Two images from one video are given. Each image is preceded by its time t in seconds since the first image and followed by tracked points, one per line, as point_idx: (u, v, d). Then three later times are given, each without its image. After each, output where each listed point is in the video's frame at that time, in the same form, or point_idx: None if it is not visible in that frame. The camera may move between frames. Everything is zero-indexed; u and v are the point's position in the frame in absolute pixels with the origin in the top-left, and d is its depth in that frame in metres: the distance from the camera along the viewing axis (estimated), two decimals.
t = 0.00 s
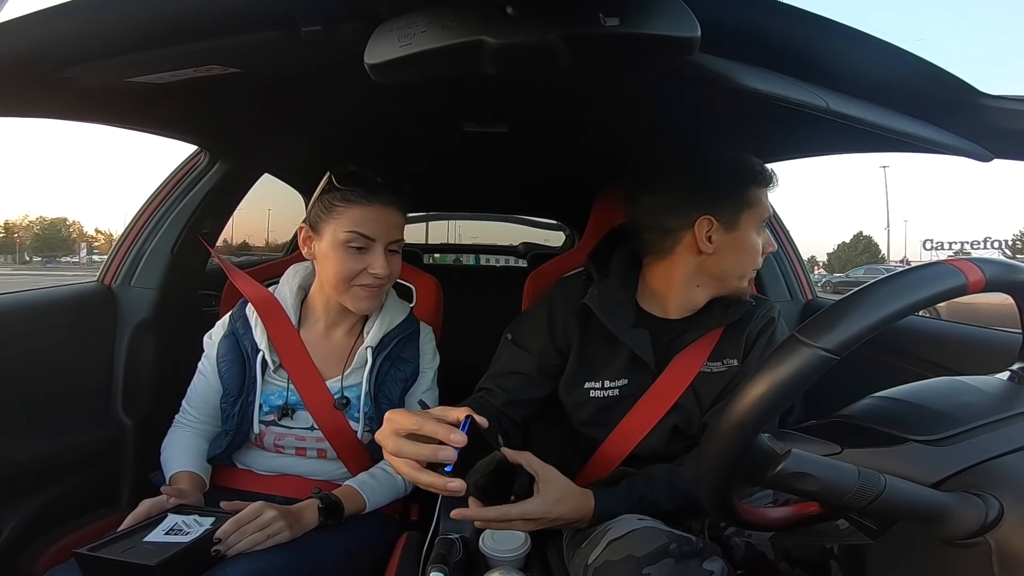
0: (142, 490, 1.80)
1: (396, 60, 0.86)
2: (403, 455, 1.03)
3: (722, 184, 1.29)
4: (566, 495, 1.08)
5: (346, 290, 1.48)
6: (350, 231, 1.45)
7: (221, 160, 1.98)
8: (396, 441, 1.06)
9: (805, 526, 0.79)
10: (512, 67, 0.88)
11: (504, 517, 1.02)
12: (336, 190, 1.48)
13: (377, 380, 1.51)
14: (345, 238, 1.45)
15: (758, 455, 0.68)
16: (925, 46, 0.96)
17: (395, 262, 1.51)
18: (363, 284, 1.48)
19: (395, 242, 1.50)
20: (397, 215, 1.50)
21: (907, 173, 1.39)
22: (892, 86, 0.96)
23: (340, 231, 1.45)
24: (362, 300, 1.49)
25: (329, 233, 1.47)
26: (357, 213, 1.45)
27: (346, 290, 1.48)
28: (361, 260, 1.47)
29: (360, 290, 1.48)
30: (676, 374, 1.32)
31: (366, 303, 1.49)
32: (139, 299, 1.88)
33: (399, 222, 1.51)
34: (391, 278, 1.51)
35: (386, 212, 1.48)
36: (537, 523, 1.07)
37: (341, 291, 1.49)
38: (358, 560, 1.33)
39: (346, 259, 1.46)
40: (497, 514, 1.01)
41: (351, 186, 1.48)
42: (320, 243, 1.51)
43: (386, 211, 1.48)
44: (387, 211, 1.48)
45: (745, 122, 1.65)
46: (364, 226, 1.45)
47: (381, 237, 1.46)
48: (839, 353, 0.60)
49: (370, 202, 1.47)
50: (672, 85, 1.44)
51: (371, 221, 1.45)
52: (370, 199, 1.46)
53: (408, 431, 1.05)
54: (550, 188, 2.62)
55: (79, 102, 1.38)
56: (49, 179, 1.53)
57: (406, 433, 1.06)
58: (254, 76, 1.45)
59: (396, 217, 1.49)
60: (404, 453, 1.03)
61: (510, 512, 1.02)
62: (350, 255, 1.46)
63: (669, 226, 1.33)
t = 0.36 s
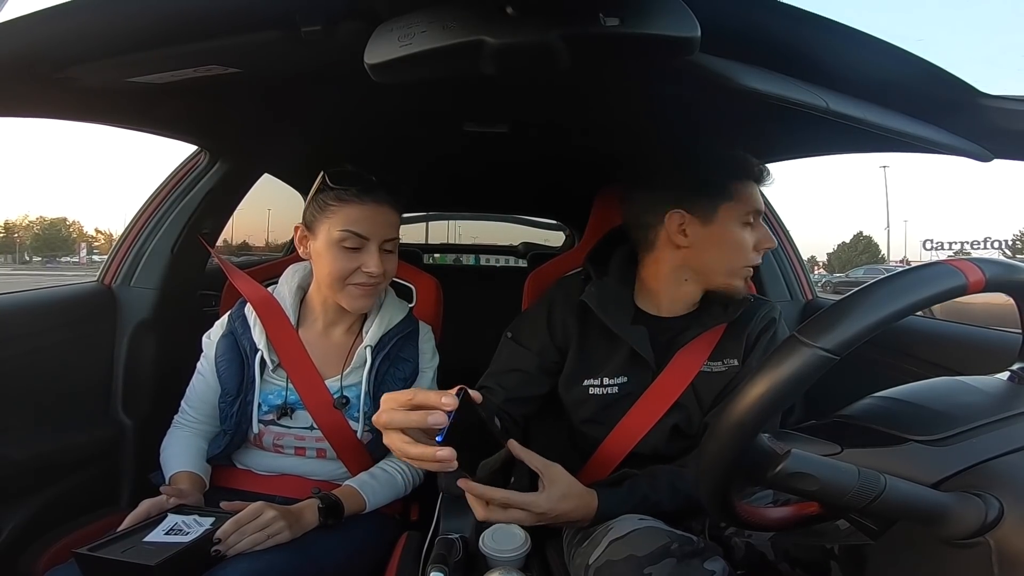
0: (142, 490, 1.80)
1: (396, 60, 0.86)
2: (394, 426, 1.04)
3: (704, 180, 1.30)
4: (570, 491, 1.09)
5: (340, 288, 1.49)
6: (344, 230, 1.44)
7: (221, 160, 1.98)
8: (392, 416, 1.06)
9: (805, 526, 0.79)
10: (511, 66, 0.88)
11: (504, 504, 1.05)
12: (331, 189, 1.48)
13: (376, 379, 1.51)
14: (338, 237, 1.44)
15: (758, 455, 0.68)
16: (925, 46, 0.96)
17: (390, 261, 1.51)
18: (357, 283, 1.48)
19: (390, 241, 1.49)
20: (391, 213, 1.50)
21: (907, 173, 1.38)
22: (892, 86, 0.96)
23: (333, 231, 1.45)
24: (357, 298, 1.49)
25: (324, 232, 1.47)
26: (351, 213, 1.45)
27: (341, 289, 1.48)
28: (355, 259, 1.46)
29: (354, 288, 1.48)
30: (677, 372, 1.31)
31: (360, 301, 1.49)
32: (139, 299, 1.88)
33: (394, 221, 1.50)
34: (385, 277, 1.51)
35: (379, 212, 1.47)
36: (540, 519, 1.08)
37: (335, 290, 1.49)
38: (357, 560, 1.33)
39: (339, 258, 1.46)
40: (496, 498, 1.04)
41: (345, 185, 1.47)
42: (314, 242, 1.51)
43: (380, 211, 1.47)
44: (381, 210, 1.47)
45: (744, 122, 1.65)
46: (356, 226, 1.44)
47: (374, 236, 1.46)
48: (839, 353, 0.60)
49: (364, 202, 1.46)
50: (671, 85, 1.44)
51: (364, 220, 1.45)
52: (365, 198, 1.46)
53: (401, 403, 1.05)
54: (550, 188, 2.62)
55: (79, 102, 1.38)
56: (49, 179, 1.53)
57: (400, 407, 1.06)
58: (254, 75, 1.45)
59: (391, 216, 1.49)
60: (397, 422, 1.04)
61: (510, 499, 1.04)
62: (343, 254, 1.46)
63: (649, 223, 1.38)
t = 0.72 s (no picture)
0: (142, 490, 1.80)
1: (396, 60, 0.86)
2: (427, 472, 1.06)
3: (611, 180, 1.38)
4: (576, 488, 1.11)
5: (339, 288, 1.48)
6: (344, 230, 1.45)
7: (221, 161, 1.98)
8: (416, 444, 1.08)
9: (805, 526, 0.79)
10: (511, 67, 0.88)
11: (548, 516, 1.04)
12: (330, 189, 1.49)
13: (377, 380, 1.51)
14: (337, 236, 1.45)
15: (759, 454, 0.68)
16: (925, 47, 0.96)
17: (390, 261, 1.51)
18: (356, 283, 1.48)
19: (390, 240, 1.50)
20: (391, 213, 1.50)
21: (907, 173, 1.38)
22: (891, 86, 0.96)
23: (333, 230, 1.46)
24: (355, 298, 1.49)
25: (323, 232, 1.47)
26: (350, 213, 1.45)
27: (340, 289, 1.48)
28: (354, 259, 1.47)
29: (353, 288, 1.48)
30: (674, 376, 1.31)
31: (359, 301, 1.49)
32: (139, 300, 1.89)
33: (394, 222, 1.51)
34: (385, 277, 1.51)
35: (379, 211, 1.47)
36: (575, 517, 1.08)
37: (335, 290, 1.49)
38: (358, 560, 1.33)
39: (338, 257, 1.46)
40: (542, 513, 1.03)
41: (344, 184, 1.48)
42: (314, 242, 1.51)
43: (380, 211, 1.47)
44: (381, 210, 1.48)
45: (744, 123, 1.65)
46: (356, 225, 1.45)
47: (374, 235, 1.46)
48: (839, 353, 0.60)
49: (364, 202, 1.47)
50: (671, 85, 1.44)
51: (363, 219, 1.45)
52: (363, 198, 1.47)
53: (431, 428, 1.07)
54: (550, 188, 2.62)
55: (80, 103, 1.38)
56: (49, 179, 1.53)
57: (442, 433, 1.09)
58: (254, 76, 1.45)
59: (391, 216, 1.49)
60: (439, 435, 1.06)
61: (550, 509, 1.04)
62: (342, 253, 1.46)
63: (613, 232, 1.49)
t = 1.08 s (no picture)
0: (142, 491, 1.80)
1: (396, 60, 0.86)
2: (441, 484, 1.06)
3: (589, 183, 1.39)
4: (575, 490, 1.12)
5: (332, 287, 1.48)
6: (335, 228, 1.45)
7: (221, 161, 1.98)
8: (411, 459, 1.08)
9: (805, 526, 0.79)
10: (511, 67, 0.88)
11: (550, 521, 1.04)
12: (321, 188, 1.49)
13: (374, 379, 1.50)
14: (330, 235, 1.45)
15: (759, 454, 0.68)
16: (925, 46, 0.96)
17: (383, 259, 1.51)
18: (349, 281, 1.48)
19: (382, 238, 1.50)
20: (383, 211, 1.50)
21: (907, 173, 1.38)
22: (891, 86, 0.96)
23: (324, 229, 1.46)
24: (349, 297, 1.49)
25: (315, 231, 1.48)
26: (342, 211, 1.45)
27: (333, 288, 1.48)
28: (346, 257, 1.46)
29: (346, 287, 1.48)
30: (672, 375, 1.31)
31: (353, 300, 1.49)
32: (139, 300, 1.89)
33: (386, 220, 1.51)
34: (378, 275, 1.51)
35: (370, 208, 1.47)
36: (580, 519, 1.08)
37: (328, 289, 1.49)
38: (358, 560, 1.33)
39: (331, 256, 1.46)
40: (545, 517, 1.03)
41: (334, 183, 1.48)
42: (306, 242, 1.51)
43: (371, 208, 1.47)
44: (372, 208, 1.48)
45: (744, 122, 1.65)
46: (346, 223, 1.45)
47: (365, 233, 1.46)
48: (839, 353, 0.60)
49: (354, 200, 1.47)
50: (671, 85, 1.44)
51: (353, 218, 1.45)
52: (355, 196, 1.47)
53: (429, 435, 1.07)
54: (550, 188, 2.62)
55: (79, 103, 1.38)
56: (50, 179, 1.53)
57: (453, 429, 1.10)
58: (254, 76, 1.45)
59: (383, 214, 1.49)
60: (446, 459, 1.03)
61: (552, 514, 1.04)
62: (335, 252, 1.46)
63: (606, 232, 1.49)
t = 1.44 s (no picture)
0: (142, 490, 1.80)
1: (396, 60, 0.86)
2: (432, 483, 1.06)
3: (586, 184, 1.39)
4: (578, 494, 1.08)
5: (294, 284, 1.48)
6: (288, 225, 1.45)
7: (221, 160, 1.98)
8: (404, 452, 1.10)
9: (805, 526, 0.79)
10: (511, 67, 0.88)
11: (533, 519, 0.99)
12: (270, 186, 1.48)
13: (353, 375, 1.49)
14: (284, 232, 1.45)
15: (758, 454, 0.68)
16: (925, 46, 0.96)
17: (343, 251, 1.51)
18: (308, 277, 1.47)
19: (340, 230, 1.49)
20: (335, 203, 1.49)
21: (907, 172, 1.38)
22: (889, 86, 0.96)
23: (277, 227, 1.45)
24: (311, 292, 1.49)
25: (269, 229, 1.47)
26: (292, 207, 1.45)
27: (293, 284, 1.48)
28: (302, 253, 1.46)
29: (307, 283, 1.48)
30: (672, 375, 1.31)
31: (314, 295, 1.49)
32: (139, 299, 1.89)
33: (342, 211, 1.50)
34: (340, 268, 1.51)
35: (321, 202, 1.47)
36: (564, 526, 1.04)
37: (290, 286, 1.49)
38: (357, 560, 1.33)
39: (286, 253, 1.45)
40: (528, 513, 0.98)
41: (284, 180, 1.47)
42: (262, 241, 1.51)
43: (322, 202, 1.47)
44: (322, 201, 1.47)
45: (745, 122, 1.65)
46: (299, 220, 1.45)
47: (320, 228, 1.46)
48: (839, 353, 0.60)
49: (305, 195, 1.46)
50: (671, 85, 1.44)
51: (306, 214, 1.45)
52: (303, 191, 1.46)
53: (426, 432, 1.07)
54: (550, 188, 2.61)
55: (79, 102, 1.38)
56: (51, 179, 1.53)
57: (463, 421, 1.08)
58: (254, 75, 1.45)
59: (336, 206, 1.49)
60: (435, 463, 1.05)
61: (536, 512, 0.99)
62: (290, 249, 1.46)
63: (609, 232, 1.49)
